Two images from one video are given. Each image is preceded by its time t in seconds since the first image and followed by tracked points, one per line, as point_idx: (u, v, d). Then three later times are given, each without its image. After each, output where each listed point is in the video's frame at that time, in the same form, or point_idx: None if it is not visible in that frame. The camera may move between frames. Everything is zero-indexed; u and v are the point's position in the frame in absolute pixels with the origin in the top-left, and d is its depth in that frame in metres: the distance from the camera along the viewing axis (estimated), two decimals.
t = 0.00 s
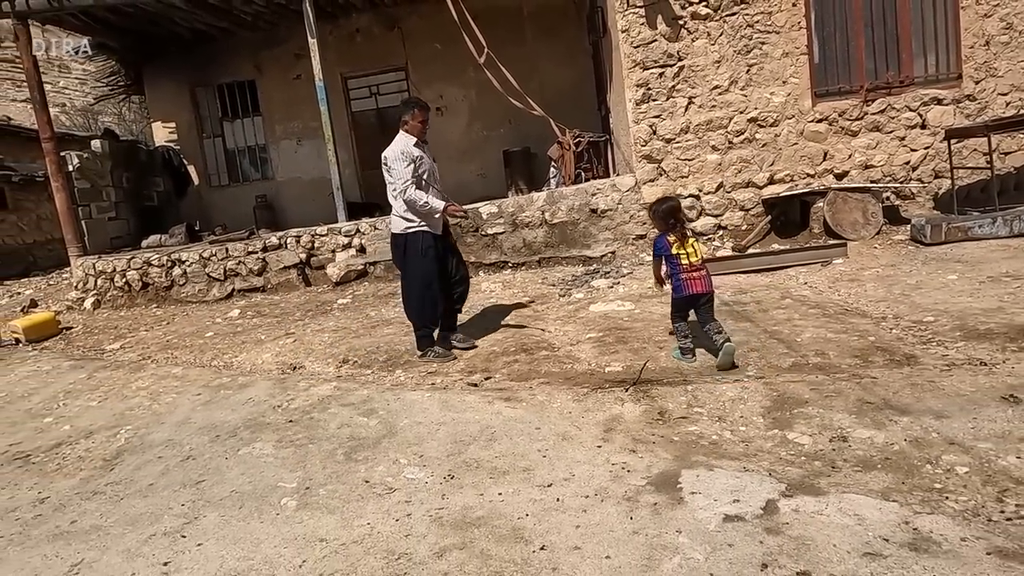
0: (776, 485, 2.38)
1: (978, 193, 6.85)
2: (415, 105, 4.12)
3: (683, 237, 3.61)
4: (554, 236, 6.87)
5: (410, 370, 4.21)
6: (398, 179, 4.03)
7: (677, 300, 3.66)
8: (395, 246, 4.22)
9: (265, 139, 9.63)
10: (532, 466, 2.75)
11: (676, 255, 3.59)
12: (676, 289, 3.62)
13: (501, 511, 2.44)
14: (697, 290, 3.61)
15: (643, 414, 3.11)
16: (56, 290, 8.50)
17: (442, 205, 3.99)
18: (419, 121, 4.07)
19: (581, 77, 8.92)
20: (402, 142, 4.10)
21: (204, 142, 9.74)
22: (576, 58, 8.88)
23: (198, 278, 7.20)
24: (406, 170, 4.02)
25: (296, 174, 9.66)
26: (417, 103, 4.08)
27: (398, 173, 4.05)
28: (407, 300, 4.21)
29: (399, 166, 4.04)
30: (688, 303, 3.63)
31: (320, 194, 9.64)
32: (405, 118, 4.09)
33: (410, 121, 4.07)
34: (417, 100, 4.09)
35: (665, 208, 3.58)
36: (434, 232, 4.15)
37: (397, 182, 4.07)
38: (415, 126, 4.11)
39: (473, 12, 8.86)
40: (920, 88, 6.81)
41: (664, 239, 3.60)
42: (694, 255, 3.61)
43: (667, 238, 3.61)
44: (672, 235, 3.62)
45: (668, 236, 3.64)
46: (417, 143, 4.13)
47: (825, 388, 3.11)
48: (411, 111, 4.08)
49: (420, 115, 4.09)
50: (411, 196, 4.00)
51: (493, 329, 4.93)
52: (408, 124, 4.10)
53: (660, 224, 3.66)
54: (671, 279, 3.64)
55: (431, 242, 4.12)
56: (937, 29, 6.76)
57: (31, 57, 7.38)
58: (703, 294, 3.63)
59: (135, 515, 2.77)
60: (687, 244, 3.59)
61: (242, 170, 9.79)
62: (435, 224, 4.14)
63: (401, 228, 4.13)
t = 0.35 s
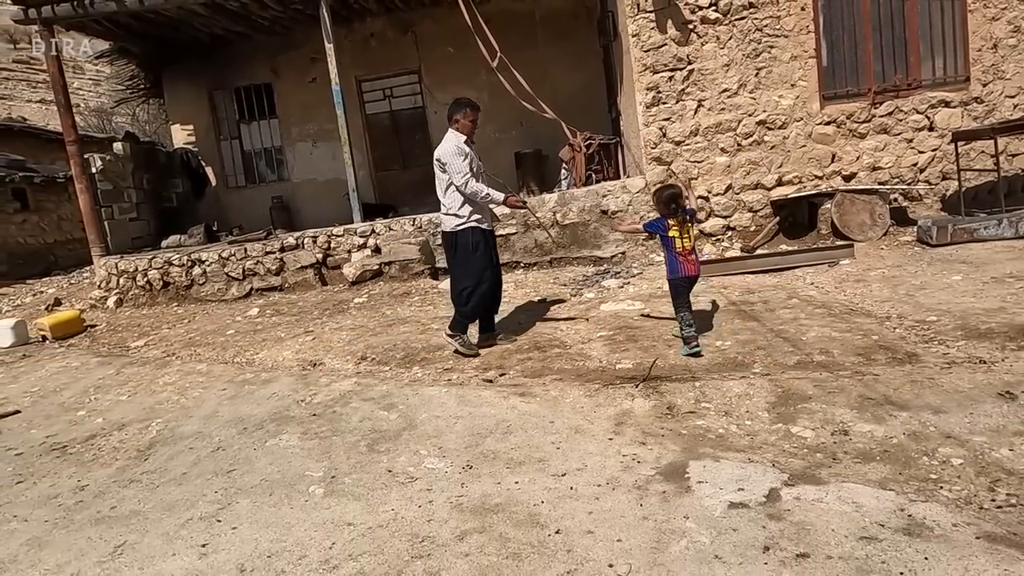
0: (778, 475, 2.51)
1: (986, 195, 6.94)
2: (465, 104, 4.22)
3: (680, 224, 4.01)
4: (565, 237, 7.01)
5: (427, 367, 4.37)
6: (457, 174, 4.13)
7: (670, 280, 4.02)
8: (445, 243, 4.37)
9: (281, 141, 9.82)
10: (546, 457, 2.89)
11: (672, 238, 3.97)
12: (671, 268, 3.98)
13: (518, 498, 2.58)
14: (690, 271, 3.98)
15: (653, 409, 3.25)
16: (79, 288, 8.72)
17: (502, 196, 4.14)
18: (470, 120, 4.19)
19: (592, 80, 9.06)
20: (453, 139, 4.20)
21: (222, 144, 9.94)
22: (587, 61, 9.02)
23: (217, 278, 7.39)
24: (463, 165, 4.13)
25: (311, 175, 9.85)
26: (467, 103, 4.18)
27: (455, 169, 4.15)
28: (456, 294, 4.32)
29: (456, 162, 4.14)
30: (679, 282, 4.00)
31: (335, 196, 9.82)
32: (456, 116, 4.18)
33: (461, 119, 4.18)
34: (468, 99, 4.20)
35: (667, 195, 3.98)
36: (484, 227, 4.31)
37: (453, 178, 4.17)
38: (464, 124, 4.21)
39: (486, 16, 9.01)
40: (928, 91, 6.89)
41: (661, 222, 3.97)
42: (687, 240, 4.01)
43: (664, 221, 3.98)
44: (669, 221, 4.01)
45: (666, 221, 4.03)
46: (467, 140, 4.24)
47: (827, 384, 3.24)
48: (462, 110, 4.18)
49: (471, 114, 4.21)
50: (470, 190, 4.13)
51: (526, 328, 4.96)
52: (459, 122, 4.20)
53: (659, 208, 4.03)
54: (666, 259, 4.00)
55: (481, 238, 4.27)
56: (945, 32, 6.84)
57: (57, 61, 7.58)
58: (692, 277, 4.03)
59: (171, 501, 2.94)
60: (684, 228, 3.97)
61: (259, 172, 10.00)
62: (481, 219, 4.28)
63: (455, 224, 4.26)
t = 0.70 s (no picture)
0: (778, 470, 2.63)
1: (991, 197, 7.00)
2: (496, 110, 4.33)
3: (678, 226, 4.21)
4: (574, 238, 7.13)
5: (440, 366, 4.50)
6: (492, 177, 4.21)
7: (664, 279, 4.27)
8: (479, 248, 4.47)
9: (295, 143, 9.98)
10: (556, 452, 3.02)
11: (669, 240, 4.19)
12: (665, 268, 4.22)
13: (529, 490, 2.71)
14: (683, 273, 4.20)
15: (659, 406, 3.37)
16: (98, 287, 8.91)
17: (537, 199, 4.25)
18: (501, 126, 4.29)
19: (601, 83, 9.18)
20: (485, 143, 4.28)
21: (237, 146, 10.11)
22: (596, 65, 9.13)
23: (233, 278, 7.56)
24: (498, 168, 4.21)
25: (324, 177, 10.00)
26: (499, 108, 4.28)
27: (489, 171, 4.22)
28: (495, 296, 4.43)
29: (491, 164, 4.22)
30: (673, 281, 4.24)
31: (347, 197, 10.00)
32: (488, 121, 4.27)
33: (494, 124, 4.28)
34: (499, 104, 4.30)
35: (667, 199, 4.18)
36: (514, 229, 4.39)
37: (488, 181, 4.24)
38: (495, 129, 4.31)
39: (497, 20, 9.14)
40: (934, 94, 6.95)
41: (659, 224, 4.20)
42: (683, 243, 4.22)
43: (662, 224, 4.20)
44: (668, 222, 4.22)
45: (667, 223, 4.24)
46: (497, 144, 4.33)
47: (828, 384, 3.35)
48: (494, 115, 4.27)
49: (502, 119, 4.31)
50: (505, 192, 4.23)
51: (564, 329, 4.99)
52: (490, 127, 4.30)
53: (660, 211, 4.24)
54: (661, 260, 4.22)
55: (511, 240, 4.34)
56: (951, 36, 6.91)
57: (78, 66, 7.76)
58: (686, 278, 4.25)
59: (199, 492, 3.09)
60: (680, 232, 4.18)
61: (272, 173, 10.16)
62: (511, 221, 4.36)
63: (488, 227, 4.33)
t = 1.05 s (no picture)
0: (775, 468, 2.69)
1: (997, 199, 7.01)
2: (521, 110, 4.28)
3: (657, 229, 4.42)
4: (580, 239, 7.20)
5: (446, 365, 4.58)
6: (516, 180, 4.20)
7: (652, 280, 4.47)
8: (498, 245, 4.49)
9: (304, 145, 10.09)
10: (559, 451, 3.08)
11: (653, 244, 4.39)
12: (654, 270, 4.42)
13: (532, 488, 2.78)
14: (670, 271, 4.45)
15: (660, 406, 3.43)
16: (111, 287, 9.05)
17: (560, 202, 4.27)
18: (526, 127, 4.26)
19: (608, 85, 9.23)
20: (508, 144, 4.27)
21: (247, 147, 10.23)
22: (603, 67, 9.19)
23: (243, 278, 7.66)
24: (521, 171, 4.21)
25: (333, 177, 10.11)
26: (524, 110, 4.26)
27: (513, 175, 4.22)
28: (511, 298, 4.46)
29: (514, 167, 4.21)
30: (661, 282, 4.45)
31: (355, 198, 10.10)
32: (512, 122, 4.25)
33: (518, 125, 4.24)
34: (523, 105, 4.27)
35: (648, 206, 4.36)
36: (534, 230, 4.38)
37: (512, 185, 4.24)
38: (519, 130, 4.28)
39: (504, 22, 9.20)
40: (940, 97, 6.96)
41: (644, 230, 4.37)
42: (665, 243, 4.45)
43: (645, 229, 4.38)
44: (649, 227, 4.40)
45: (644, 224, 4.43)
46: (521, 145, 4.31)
47: (827, 384, 3.40)
48: (518, 117, 4.25)
49: (527, 120, 4.28)
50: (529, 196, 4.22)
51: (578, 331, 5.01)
52: (514, 129, 4.27)
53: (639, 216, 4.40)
54: (648, 263, 4.43)
55: (531, 241, 4.36)
56: (957, 38, 6.92)
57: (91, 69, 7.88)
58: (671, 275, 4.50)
59: (211, 487, 3.18)
60: (662, 234, 4.40)
61: (282, 174, 10.27)
62: (534, 223, 4.37)
63: (509, 227, 4.36)
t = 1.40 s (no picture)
0: (768, 464, 2.73)
1: (1004, 199, 6.99)
2: (544, 110, 4.30)
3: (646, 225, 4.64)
4: (585, 239, 7.23)
5: (448, 363, 4.64)
6: (540, 180, 4.23)
7: (652, 276, 4.63)
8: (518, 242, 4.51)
9: (312, 145, 10.19)
10: (556, 447, 3.13)
11: (648, 239, 4.60)
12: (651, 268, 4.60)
13: (529, 482, 2.83)
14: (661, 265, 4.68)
15: (658, 404, 3.47)
16: (122, 285, 9.17)
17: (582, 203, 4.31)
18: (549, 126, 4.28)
19: (614, 85, 9.27)
20: (531, 144, 4.29)
21: (256, 148, 10.34)
22: (608, 67, 9.22)
23: (252, 277, 7.76)
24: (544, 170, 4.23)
25: (340, 178, 10.20)
26: (547, 109, 4.27)
27: (536, 174, 4.25)
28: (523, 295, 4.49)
29: (538, 167, 4.23)
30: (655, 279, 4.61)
31: (363, 198, 10.19)
32: (534, 121, 4.27)
33: (541, 124, 4.26)
34: (546, 104, 4.28)
35: (640, 203, 4.45)
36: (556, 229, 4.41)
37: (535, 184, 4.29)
38: (542, 129, 4.30)
39: (511, 23, 9.25)
40: (946, 96, 6.95)
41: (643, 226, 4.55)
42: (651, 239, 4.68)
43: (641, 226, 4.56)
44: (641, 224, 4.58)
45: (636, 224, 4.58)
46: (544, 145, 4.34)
47: (824, 383, 3.43)
48: (541, 116, 4.26)
49: (550, 119, 4.30)
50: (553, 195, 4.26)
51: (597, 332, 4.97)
52: (537, 128, 4.29)
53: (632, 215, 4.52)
54: (647, 259, 4.59)
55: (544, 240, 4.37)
56: (964, 38, 6.90)
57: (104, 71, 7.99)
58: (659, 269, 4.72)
59: (217, 481, 3.25)
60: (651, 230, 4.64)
61: (290, 174, 10.38)
62: (555, 222, 4.40)
63: (530, 225, 4.37)
